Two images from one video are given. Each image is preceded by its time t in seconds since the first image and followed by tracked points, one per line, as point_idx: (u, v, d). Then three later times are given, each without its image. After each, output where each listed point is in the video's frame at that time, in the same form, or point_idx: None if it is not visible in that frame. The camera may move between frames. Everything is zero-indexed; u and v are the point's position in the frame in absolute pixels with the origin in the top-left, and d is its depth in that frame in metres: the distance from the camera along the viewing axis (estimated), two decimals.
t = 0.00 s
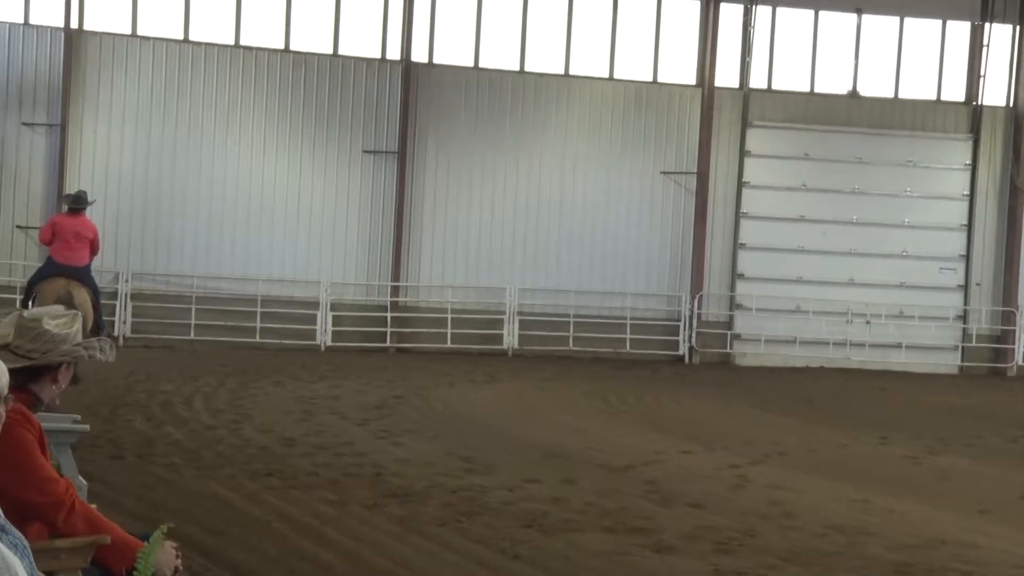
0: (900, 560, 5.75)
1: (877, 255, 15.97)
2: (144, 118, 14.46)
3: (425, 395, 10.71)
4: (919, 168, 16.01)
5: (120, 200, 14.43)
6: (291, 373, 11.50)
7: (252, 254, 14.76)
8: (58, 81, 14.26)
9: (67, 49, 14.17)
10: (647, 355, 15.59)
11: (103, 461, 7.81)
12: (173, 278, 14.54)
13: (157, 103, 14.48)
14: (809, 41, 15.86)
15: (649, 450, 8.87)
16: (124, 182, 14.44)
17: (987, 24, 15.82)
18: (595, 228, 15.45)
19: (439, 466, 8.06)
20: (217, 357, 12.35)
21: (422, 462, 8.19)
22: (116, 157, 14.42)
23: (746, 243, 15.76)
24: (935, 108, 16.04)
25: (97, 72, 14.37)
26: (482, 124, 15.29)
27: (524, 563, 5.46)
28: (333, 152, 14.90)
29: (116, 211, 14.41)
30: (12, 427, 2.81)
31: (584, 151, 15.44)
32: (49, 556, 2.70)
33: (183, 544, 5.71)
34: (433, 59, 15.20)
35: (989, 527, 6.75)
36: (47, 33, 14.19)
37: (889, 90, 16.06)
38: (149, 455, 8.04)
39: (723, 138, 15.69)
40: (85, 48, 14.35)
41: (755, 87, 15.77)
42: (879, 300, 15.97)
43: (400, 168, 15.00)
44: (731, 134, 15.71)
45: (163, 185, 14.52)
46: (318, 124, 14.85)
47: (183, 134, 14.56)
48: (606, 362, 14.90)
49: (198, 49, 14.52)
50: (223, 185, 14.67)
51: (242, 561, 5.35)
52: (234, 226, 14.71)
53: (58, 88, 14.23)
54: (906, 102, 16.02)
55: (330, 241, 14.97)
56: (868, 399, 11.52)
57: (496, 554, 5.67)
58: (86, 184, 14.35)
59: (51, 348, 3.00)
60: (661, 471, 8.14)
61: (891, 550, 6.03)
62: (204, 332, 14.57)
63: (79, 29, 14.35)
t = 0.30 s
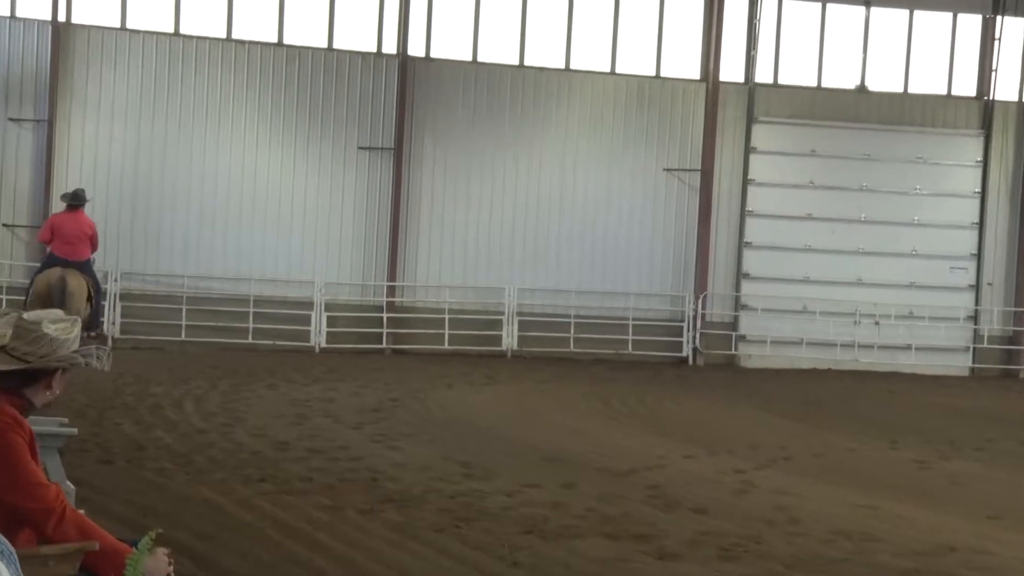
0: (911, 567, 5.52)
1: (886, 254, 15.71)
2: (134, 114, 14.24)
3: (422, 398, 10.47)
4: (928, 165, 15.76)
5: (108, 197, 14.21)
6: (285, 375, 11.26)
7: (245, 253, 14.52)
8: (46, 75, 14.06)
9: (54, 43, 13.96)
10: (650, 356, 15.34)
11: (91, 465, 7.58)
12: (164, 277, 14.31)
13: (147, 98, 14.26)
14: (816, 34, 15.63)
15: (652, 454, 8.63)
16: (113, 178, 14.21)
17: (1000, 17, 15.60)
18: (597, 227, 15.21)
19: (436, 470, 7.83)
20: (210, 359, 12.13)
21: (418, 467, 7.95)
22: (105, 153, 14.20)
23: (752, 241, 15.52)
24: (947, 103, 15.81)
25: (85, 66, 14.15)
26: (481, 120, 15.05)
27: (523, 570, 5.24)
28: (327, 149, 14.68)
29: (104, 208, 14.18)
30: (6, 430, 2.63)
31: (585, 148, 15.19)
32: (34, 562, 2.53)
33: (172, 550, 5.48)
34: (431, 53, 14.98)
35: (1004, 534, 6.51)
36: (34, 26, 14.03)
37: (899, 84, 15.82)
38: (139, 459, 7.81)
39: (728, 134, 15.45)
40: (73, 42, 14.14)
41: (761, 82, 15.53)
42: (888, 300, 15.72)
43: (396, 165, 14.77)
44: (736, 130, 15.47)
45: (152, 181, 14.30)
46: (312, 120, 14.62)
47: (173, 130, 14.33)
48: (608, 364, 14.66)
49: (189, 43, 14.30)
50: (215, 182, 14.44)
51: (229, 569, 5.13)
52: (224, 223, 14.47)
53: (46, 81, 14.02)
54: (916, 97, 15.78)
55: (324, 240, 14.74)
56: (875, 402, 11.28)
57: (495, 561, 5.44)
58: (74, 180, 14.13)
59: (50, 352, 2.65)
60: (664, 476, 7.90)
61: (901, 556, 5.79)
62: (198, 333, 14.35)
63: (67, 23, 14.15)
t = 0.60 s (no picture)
0: None
1: (897, 253, 15.38)
2: (118, 107, 13.94)
3: (417, 402, 10.16)
4: (941, 161, 15.43)
5: (92, 192, 13.91)
6: (276, 378, 10.95)
7: (234, 251, 14.22)
8: (27, 66, 13.76)
9: (36, 33, 13.66)
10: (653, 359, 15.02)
11: (74, 471, 7.27)
12: (152, 279, 14.03)
13: (132, 91, 13.97)
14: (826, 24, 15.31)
15: (656, 460, 8.31)
16: (97, 173, 13.92)
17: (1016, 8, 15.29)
18: (598, 225, 14.90)
19: (432, 476, 7.52)
20: (201, 363, 11.82)
21: (413, 473, 7.64)
22: (88, 147, 13.90)
23: (759, 240, 15.19)
24: (961, 96, 15.50)
25: (68, 58, 13.85)
26: (479, 114, 14.75)
27: None
28: (319, 144, 14.39)
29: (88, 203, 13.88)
30: None
31: (587, 143, 14.89)
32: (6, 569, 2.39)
33: (156, 561, 5.17)
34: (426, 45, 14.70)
35: None
36: (16, 16, 13.74)
37: (911, 77, 15.51)
38: (124, 466, 7.50)
39: (733, 130, 15.15)
40: (56, 32, 13.84)
41: (768, 75, 15.23)
42: (900, 300, 15.40)
43: (390, 162, 14.48)
44: (742, 124, 15.17)
45: (137, 176, 14.00)
46: (304, 114, 14.33)
47: (160, 124, 14.05)
48: (610, 366, 14.34)
49: (176, 34, 14.01)
50: (203, 179, 14.15)
51: None
52: (212, 221, 14.17)
53: (28, 74, 13.72)
54: (928, 91, 15.47)
55: (316, 239, 14.45)
56: (885, 406, 10.96)
57: (493, 572, 5.13)
58: (58, 177, 13.83)
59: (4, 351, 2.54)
60: (669, 483, 7.59)
61: (916, 567, 5.48)
62: (190, 335, 14.04)
63: (49, 13, 13.85)
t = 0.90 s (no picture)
0: None
1: (908, 252, 15.12)
2: (106, 102, 13.71)
3: (413, 405, 9.92)
4: (952, 157, 15.19)
5: (79, 190, 13.68)
6: (269, 381, 10.71)
7: (225, 250, 13.99)
8: (13, 60, 13.53)
9: (22, 27, 13.43)
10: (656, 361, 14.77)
11: (59, 476, 7.03)
12: (141, 277, 13.80)
13: (120, 85, 13.74)
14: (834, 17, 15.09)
15: (659, 466, 8.07)
16: (84, 170, 13.69)
17: None
18: (601, 222, 14.66)
19: (428, 482, 7.28)
20: (194, 365, 11.58)
21: (410, 479, 7.40)
22: (76, 143, 13.67)
23: (765, 239, 14.95)
24: (973, 91, 15.25)
25: (54, 52, 13.63)
26: (478, 110, 14.51)
27: None
28: (313, 140, 14.16)
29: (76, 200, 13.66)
30: None
31: (588, 140, 14.65)
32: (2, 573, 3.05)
33: (143, 569, 4.94)
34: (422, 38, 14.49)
35: None
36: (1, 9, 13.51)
37: (921, 71, 15.26)
38: (111, 471, 7.25)
39: (739, 126, 14.92)
40: (42, 26, 13.62)
41: (773, 68, 15.02)
42: (910, 301, 15.15)
43: (385, 158, 14.24)
44: (747, 119, 14.94)
45: (126, 173, 13.78)
46: (297, 109, 14.10)
47: (149, 119, 13.81)
48: (612, 369, 14.09)
49: (165, 27, 13.78)
50: (193, 175, 13.91)
51: None
52: (204, 219, 13.94)
53: (13, 68, 13.49)
54: (939, 86, 15.22)
55: (309, 236, 14.21)
56: (893, 410, 10.71)
57: None
58: (44, 174, 13.58)
59: None
60: (672, 489, 7.34)
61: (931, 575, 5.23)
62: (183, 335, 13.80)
63: (35, 6, 13.62)
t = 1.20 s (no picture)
0: None
1: (918, 251, 14.90)
2: (94, 98, 13.50)
3: (410, 408, 9.68)
4: (963, 154, 14.97)
5: (68, 187, 13.48)
6: (263, 384, 10.48)
7: (218, 248, 13.78)
8: None
9: (8, 21, 13.22)
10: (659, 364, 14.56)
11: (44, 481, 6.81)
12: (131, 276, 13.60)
13: (109, 81, 13.52)
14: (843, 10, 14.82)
15: (662, 470, 7.84)
16: (73, 167, 13.48)
17: None
18: (604, 220, 14.44)
19: (425, 488, 7.04)
20: (187, 368, 11.37)
21: (405, 484, 7.16)
22: (64, 140, 13.47)
23: (771, 238, 14.73)
24: (984, 87, 15.02)
25: (41, 47, 13.42)
26: (477, 104, 14.29)
27: None
28: (307, 135, 13.95)
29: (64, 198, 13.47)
30: None
31: (590, 135, 14.43)
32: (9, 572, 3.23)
33: None
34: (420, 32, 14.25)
35: None
36: None
37: (931, 66, 15.00)
38: (98, 476, 7.03)
39: (744, 121, 14.69)
40: (28, 20, 13.40)
41: (780, 63, 14.79)
42: (921, 302, 14.94)
43: (380, 153, 14.03)
44: (753, 115, 14.72)
45: (115, 169, 13.56)
46: (291, 104, 13.89)
47: (139, 114, 13.60)
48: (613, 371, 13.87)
49: (155, 20, 13.58)
50: (184, 171, 13.70)
51: None
52: (197, 216, 13.73)
53: None
54: (949, 81, 14.97)
55: (303, 234, 13.99)
56: (902, 413, 10.47)
57: None
58: (31, 171, 13.38)
59: None
60: (675, 494, 7.11)
61: None
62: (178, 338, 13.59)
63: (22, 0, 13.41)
